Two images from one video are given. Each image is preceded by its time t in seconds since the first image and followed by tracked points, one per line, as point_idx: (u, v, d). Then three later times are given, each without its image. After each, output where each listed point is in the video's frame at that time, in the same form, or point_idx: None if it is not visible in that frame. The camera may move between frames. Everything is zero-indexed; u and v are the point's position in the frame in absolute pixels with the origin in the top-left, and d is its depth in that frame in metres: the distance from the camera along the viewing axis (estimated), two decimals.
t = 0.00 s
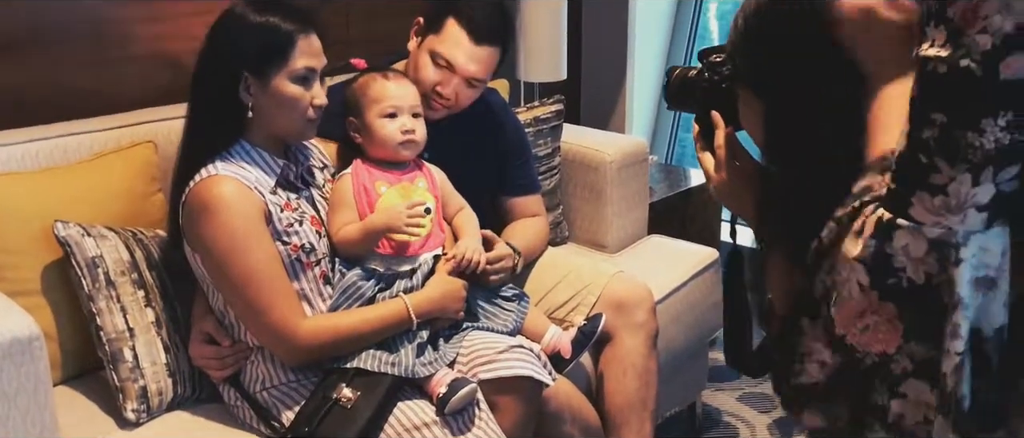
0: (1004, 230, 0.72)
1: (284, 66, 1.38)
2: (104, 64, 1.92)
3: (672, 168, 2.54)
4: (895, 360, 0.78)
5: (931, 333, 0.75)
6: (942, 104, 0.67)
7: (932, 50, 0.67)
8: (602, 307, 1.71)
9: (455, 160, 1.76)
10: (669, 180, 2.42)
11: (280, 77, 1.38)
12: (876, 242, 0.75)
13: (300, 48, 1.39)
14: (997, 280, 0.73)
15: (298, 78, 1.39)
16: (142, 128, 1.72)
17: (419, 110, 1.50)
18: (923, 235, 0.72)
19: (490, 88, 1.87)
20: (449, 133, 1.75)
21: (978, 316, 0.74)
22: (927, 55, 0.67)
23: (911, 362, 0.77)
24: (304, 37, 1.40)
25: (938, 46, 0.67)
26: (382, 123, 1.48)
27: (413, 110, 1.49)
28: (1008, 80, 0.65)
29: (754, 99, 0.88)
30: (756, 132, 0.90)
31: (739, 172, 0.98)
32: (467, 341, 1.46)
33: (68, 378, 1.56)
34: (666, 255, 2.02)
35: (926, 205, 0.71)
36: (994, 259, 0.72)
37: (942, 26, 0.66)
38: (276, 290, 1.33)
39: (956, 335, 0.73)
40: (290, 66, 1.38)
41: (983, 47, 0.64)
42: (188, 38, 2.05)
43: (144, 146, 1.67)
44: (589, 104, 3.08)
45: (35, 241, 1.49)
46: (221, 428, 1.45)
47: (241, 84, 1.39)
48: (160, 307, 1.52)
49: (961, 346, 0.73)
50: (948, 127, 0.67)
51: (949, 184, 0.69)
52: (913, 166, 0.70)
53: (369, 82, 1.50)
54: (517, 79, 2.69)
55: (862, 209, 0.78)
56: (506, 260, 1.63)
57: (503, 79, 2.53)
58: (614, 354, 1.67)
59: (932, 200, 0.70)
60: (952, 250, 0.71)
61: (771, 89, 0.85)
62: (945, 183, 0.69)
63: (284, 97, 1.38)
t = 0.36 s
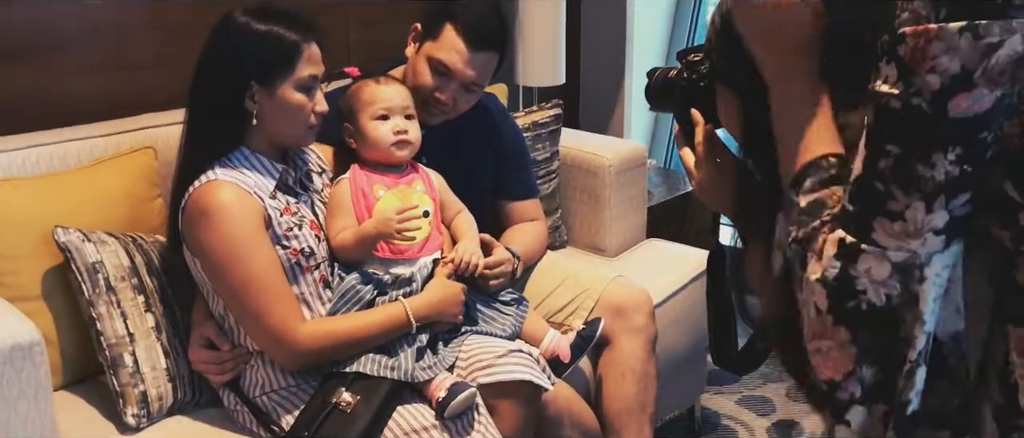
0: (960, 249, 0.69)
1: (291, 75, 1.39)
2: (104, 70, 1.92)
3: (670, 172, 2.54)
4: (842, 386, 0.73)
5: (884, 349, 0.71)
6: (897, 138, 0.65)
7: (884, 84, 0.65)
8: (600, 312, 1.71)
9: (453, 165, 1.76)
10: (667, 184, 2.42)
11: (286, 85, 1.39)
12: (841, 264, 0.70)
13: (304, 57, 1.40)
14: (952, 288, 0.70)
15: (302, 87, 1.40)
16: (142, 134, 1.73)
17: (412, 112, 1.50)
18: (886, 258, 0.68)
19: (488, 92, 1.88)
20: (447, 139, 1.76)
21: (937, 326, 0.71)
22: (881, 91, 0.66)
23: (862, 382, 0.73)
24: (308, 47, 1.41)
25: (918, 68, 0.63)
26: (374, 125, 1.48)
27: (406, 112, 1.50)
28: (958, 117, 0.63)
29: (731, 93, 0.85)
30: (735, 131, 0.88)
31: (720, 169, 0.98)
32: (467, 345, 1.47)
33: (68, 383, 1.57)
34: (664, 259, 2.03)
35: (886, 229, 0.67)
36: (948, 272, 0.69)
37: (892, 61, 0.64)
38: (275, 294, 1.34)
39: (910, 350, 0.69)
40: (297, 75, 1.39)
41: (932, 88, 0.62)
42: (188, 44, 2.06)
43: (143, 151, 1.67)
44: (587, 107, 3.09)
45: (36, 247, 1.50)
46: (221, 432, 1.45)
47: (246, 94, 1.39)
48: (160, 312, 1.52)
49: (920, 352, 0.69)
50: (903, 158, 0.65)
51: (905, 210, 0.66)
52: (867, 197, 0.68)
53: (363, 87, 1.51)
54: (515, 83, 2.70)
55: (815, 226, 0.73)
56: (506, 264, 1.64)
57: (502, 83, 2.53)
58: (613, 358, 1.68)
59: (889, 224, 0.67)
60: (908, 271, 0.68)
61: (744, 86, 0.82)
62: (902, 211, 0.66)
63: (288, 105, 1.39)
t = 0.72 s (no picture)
0: (968, 288, 0.71)
1: (294, 82, 1.39)
2: (106, 76, 1.93)
3: (670, 176, 2.55)
4: (849, 422, 0.77)
5: (893, 385, 0.74)
6: (900, 178, 0.67)
7: (880, 124, 0.68)
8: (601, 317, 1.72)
9: (458, 171, 1.77)
10: (667, 189, 2.43)
11: (288, 92, 1.39)
12: (847, 299, 0.74)
13: (307, 64, 1.41)
14: (962, 331, 0.72)
15: (304, 93, 1.40)
16: (145, 139, 1.73)
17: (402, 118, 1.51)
18: (886, 293, 0.71)
19: (489, 97, 1.90)
20: (450, 144, 1.76)
21: (941, 371, 0.73)
22: (880, 129, 0.68)
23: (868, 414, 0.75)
24: (310, 53, 1.41)
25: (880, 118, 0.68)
26: (357, 133, 1.51)
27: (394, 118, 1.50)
28: (956, 156, 0.65)
29: (726, 94, 0.86)
30: (728, 129, 0.88)
31: (715, 171, 0.98)
32: (468, 350, 1.47)
33: (70, 388, 1.57)
34: (664, 263, 2.04)
35: (889, 267, 0.70)
36: (956, 312, 0.71)
37: (889, 100, 0.67)
38: (276, 299, 1.34)
39: (913, 387, 0.72)
40: (299, 82, 1.40)
41: (928, 126, 0.65)
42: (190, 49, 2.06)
43: (145, 157, 1.68)
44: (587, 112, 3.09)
45: (38, 253, 1.50)
46: (224, 437, 1.46)
47: (249, 100, 1.40)
48: (163, 317, 1.52)
49: (919, 393, 0.73)
50: (908, 198, 0.67)
51: (911, 250, 0.69)
52: (874, 238, 0.70)
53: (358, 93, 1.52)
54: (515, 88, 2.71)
55: (834, 258, 0.78)
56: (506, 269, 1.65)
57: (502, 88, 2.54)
58: (614, 363, 1.68)
59: (892, 262, 0.70)
60: (911, 307, 0.71)
61: (737, 90, 0.83)
62: (907, 249, 0.69)
63: (291, 112, 1.40)
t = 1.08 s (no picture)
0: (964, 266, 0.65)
1: (266, 62, 1.38)
2: (106, 76, 1.93)
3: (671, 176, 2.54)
4: (845, 380, 0.69)
5: (886, 364, 0.67)
6: (904, 155, 0.61)
7: (891, 101, 0.61)
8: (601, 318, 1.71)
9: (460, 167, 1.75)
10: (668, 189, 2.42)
11: (263, 72, 1.37)
12: (842, 270, 0.67)
13: (282, 42, 1.38)
14: (957, 319, 0.67)
15: (281, 73, 1.38)
16: (145, 139, 1.73)
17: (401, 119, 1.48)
18: (884, 269, 0.65)
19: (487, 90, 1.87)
20: (451, 132, 1.75)
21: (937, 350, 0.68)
22: (892, 105, 0.61)
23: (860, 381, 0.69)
24: (286, 33, 1.40)
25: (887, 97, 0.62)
26: (358, 133, 1.50)
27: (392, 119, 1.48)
28: (967, 139, 0.59)
29: (733, 90, 0.71)
30: (737, 128, 0.73)
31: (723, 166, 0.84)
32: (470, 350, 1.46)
33: (70, 389, 1.57)
34: (663, 265, 2.07)
35: (888, 244, 0.64)
36: (954, 295, 0.66)
37: (904, 75, 0.60)
38: (275, 298, 1.34)
39: (909, 365, 0.67)
40: (272, 61, 1.38)
41: (943, 107, 0.58)
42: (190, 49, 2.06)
43: (145, 157, 1.68)
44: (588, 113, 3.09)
45: (37, 253, 1.50)
46: None
47: (227, 87, 1.39)
48: (162, 318, 1.52)
49: (916, 374, 0.67)
50: (911, 175, 0.61)
51: (909, 228, 0.63)
52: (880, 213, 0.64)
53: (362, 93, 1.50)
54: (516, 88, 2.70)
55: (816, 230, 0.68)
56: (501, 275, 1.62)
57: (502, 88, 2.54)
58: (614, 363, 1.68)
59: (892, 237, 0.64)
60: (912, 285, 0.65)
61: (748, 88, 0.68)
62: (905, 227, 0.63)
63: (268, 97, 1.38)
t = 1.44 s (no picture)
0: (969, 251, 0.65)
1: (282, 74, 1.39)
2: (105, 76, 1.93)
3: (669, 176, 2.55)
4: (838, 378, 0.69)
5: (896, 354, 0.66)
6: (921, 133, 0.60)
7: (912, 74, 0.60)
8: (600, 318, 1.72)
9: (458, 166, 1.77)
10: (666, 189, 2.43)
11: (277, 83, 1.39)
12: (850, 260, 0.66)
13: (299, 54, 1.41)
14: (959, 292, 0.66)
15: (296, 86, 1.40)
16: (145, 139, 1.73)
17: (404, 127, 1.49)
18: (897, 256, 0.64)
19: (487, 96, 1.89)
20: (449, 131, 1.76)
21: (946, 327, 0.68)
22: (915, 83, 0.60)
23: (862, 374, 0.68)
24: (304, 46, 1.42)
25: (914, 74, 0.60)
26: (364, 137, 1.50)
27: (395, 129, 1.49)
28: (998, 122, 0.58)
29: (740, 84, 0.80)
30: (743, 119, 0.82)
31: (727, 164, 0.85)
32: (467, 350, 1.47)
33: (69, 389, 1.56)
34: (662, 263, 2.04)
35: (898, 227, 0.63)
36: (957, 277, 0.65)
37: (932, 53, 0.58)
38: (282, 285, 1.32)
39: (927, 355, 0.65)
40: (287, 74, 1.40)
41: (978, 86, 0.57)
42: (190, 49, 2.06)
43: (145, 158, 1.68)
44: (587, 114, 3.09)
45: (36, 252, 1.50)
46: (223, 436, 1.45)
47: (246, 96, 1.41)
48: (162, 317, 1.52)
49: (933, 363, 0.65)
50: (928, 156, 0.60)
51: (923, 210, 0.62)
52: (882, 188, 0.63)
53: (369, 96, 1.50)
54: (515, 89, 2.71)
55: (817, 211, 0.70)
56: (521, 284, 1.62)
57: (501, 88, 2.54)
58: (612, 362, 1.68)
59: (903, 221, 0.63)
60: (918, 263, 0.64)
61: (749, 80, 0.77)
62: (918, 209, 0.62)
63: (279, 103, 1.39)
